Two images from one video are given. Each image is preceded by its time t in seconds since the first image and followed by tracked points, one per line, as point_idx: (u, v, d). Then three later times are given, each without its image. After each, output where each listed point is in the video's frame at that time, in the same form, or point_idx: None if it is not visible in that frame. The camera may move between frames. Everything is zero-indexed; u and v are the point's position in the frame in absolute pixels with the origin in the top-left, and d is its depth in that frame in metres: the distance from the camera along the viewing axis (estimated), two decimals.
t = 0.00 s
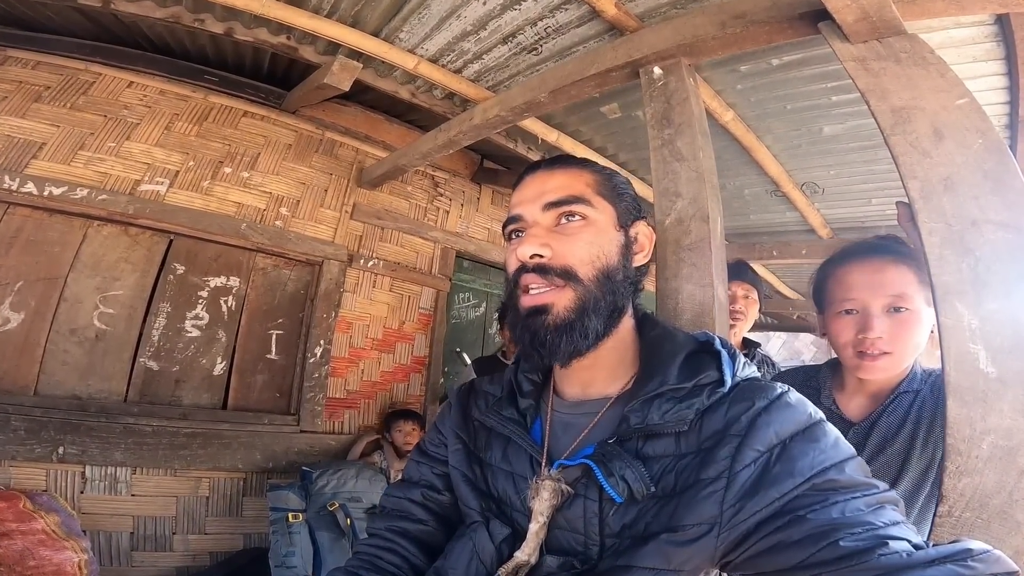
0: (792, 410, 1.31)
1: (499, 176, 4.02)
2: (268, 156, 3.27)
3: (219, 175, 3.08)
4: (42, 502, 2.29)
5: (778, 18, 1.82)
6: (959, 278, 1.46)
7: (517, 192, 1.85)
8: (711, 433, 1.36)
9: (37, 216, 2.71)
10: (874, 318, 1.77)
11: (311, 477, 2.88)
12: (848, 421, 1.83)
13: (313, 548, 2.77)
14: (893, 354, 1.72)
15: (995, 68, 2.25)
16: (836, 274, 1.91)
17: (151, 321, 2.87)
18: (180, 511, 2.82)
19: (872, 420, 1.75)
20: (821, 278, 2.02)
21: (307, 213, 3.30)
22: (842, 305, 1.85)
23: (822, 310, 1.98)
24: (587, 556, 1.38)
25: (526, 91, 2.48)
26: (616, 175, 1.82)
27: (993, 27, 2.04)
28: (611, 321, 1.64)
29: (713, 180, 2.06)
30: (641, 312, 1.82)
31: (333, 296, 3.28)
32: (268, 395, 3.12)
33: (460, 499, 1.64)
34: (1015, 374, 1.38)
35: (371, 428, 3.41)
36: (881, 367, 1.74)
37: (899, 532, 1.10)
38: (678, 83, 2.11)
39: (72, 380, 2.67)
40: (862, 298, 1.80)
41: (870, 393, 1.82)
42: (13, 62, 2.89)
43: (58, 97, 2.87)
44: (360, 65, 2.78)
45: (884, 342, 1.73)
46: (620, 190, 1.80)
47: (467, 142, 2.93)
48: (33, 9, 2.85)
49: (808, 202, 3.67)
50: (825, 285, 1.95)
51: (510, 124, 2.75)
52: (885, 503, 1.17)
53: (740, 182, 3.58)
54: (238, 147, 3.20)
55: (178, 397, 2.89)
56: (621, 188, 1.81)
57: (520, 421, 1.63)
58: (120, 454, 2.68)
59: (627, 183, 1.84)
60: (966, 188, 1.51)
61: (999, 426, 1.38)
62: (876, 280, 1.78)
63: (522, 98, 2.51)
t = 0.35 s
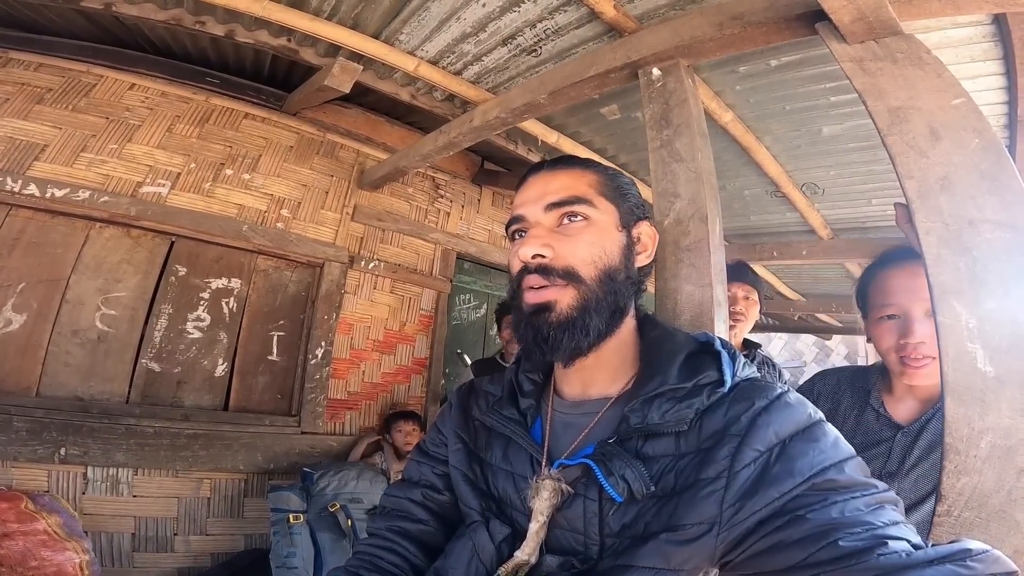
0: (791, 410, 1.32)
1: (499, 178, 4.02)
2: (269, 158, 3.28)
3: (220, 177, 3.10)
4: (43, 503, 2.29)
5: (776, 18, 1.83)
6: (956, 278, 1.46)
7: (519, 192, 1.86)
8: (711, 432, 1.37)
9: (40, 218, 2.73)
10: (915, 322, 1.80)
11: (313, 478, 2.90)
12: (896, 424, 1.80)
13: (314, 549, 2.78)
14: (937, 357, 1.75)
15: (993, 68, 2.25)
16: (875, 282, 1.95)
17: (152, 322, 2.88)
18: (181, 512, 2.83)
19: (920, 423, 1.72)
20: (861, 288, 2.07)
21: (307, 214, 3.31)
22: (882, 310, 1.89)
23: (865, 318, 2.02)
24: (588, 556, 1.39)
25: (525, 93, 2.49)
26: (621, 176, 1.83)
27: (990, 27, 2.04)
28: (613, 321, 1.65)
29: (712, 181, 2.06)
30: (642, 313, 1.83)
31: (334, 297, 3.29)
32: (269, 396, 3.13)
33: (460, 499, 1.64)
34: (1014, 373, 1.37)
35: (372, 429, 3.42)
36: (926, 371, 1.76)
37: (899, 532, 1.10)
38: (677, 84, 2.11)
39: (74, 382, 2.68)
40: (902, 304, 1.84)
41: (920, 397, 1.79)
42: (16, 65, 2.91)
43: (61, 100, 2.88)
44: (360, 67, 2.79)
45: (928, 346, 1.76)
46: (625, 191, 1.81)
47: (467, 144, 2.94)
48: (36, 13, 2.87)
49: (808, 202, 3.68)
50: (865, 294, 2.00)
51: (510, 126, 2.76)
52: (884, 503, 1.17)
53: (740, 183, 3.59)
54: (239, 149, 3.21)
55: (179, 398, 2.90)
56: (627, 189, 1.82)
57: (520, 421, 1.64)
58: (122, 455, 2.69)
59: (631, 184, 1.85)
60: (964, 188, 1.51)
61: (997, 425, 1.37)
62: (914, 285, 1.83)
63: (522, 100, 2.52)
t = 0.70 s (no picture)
0: (787, 400, 1.35)
1: (491, 181, 4.05)
2: (260, 160, 3.27)
3: (210, 179, 3.08)
4: (29, 508, 2.30)
5: (768, 25, 1.88)
6: (943, 275, 1.51)
7: (509, 199, 1.91)
8: (710, 423, 1.39)
9: (26, 219, 2.68)
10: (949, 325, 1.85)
11: (304, 482, 2.88)
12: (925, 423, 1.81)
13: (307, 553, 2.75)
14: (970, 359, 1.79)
15: (974, 74, 2.34)
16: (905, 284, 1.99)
17: (140, 325, 2.85)
18: (170, 517, 2.79)
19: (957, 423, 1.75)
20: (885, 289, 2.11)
21: (298, 217, 3.30)
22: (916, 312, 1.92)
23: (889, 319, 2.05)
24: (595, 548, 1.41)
25: (520, 96, 2.52)
26: (604, 180, 1.88)
27: (972, 34, 2.12)
28: (604, 317, 1.67)
29: (705, 184, 2.11)
30: (636, 315, 1.87)
31: (325, 300, 3.28)
32: (259, 400, 3.10)
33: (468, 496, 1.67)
34: (1001, 366, 1.42)
35: (364, 433, 3.41)
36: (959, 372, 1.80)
37: (894, 517, 1.13)
38: (671, 89, 2.16)
39: (60, 385, 2.64)
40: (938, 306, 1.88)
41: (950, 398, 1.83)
42: (3, 64, 2.87)
43: (49, 99, 2.85)
44: (356, 70, 2.80)
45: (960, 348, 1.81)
46: (605, 194, 1.85)
47: (461, 147, 2.96)
48: (25, 12, 2.84)
49: (794, 206, 3.75)
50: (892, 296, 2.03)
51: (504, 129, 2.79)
52: (880, 489, 1.20)
53: (728, 188, 3.66)
54: (230, 151, 3.20)
55: (167, 403, 2.86)
56: (608, 192, 1.86)
57: (523, 420, 1.66)
58: (109, 459, 2.65)
59: (613, 189, 1.89)
60: (949, 189, 1.57)
61: (986, 417, 1.42)
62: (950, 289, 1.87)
63: (517, 103, 2.55)
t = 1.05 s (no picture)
0: (791, 406, 1.34)
1: (493, 186, 4.05)
2: (264, 164, 3.28)
3: (214, 182, 3.09)
4: (31, 512, 2.32)
5: (772, 29, 1.89)
6: (949, 279, 1.51)
7: (524, 196, 1.89)
8: (713, 429, 1.39)
9: (30, 222, 2.70)
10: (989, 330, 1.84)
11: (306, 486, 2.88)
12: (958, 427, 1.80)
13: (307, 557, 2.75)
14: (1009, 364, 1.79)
15: (977, 77, 2.34)
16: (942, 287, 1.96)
17: (144, 328, 2.85)
18: (172, 520, 2.79)
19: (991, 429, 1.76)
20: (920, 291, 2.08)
21: (302, 221, 3.31)
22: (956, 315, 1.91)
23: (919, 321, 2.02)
24: (598, 553, 1.39)
25: (524, 101, 2.53)
26: (620, 186, 1.88)
27: (975, 37, 2.12)
28: (613, 323, 1.67)
29: (709, 188, 2.11)
30: (640, 318, 1.86)
31: (328, 304, 3.28)
32: (262, 403, 3.10)
33: (466, 496, 1.66)
34: (1008, 371, 1.42)
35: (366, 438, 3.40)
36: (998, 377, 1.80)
37: (901, 522, 1.12)
38: (675, 93, 2.16)
39: (64, 388, 2.64)
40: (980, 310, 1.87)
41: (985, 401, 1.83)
42: (10, 68, 2.89)
43: (54, 103, 2.87)
44: (360, 74, 2.82)
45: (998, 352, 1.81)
46: (622, 199, 1.85)
47: (465, 151, 2.96)
48: (32, 17, 2.86)
49: (797, 211, 3.75)
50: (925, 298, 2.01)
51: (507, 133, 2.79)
52: (886, 494, 1.19)
53: (731, 192, 3.66)
54: (234, 155, 3.21)
55: (170, 406, 2.86)
56: (624, 199, 1.86)
57: (526, 423, 1.65)
58: (112, 462, 2.65)
59: (629, 196, 1.88)
60: (954, 193, 1.57)
61: (993, 420, 1.41)
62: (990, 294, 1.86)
63: (520, 107, 2.55)
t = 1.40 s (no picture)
0: (795, 409, 1.33)
1: (491, 184, 4.03)
2: (258, 161, 3.25)
3: (208, 180, 3.05)
4: (23, 511, 2.28)
5: (774, 28, 1.88)
6: (952, 280, 1.50)
7: (525, 192, 1.87)
8: (716, 432, 1.38)
9: (21, 219, 2.65)
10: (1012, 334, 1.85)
11: (302, 486, 2.83)
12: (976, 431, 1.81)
13: (303, 556, 2.74)
14: None
15: (978, 78, 2.34)
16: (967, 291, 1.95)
17: (136, 327, 2.82)
18: (165, 520, 2.76)
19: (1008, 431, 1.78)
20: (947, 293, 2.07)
21: (297, 219, 3.28)
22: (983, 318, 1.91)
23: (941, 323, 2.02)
24: (599, 558, 1.38)
25: (522, 99, 2.51)
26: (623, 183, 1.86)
27: (977, 38, 2.12)
28: (619, 324, 1.66)
29: (709, 187, 2.10)
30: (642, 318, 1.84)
31: (323, 303, 3.25)
32: (256, 403, 3.08)
33: (467, 503, 1.63)
34: (1010, 374, 1.41)
35: (362, 437, 3.38)
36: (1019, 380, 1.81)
37: (905, 526, 1.11)
38: (675, 91, 2.15)
39: (55, 388, 2.61)
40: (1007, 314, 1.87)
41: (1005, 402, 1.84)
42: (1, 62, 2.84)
43: (46, 99, 2.82)
44: (357, 70, 2.79)
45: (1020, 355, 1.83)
46: (624, 196, 1.83)
47: (462, 150, 2.94)
48: (23, 11, 2.82)
49: (794, 210, 3.75)
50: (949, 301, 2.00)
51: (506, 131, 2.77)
52: (891, 498, 1.18)
53: (729, 191, 3.65)
54: (228, 152, 3.17)
55: (163, 405, 2.83)
56: (625, 196, 1.84)
57: (525, 426, 1.64)
58: (104, 462, 2.62)
59: (630, 193, 1.86)
60: (957, 194, 1.56)
61: (996, 423, 1.41)
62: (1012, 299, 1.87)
63: (519, 106, 2.53)
